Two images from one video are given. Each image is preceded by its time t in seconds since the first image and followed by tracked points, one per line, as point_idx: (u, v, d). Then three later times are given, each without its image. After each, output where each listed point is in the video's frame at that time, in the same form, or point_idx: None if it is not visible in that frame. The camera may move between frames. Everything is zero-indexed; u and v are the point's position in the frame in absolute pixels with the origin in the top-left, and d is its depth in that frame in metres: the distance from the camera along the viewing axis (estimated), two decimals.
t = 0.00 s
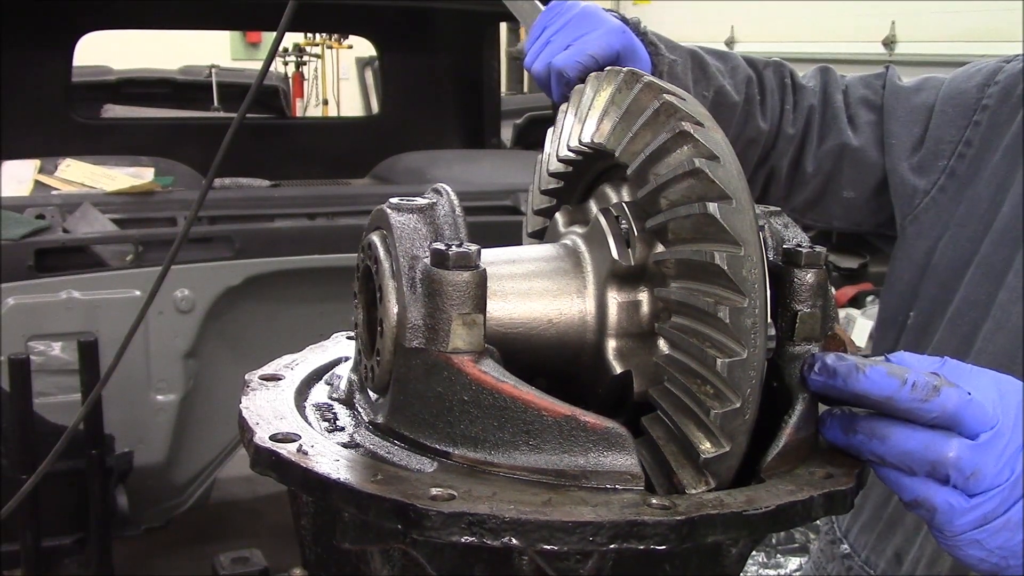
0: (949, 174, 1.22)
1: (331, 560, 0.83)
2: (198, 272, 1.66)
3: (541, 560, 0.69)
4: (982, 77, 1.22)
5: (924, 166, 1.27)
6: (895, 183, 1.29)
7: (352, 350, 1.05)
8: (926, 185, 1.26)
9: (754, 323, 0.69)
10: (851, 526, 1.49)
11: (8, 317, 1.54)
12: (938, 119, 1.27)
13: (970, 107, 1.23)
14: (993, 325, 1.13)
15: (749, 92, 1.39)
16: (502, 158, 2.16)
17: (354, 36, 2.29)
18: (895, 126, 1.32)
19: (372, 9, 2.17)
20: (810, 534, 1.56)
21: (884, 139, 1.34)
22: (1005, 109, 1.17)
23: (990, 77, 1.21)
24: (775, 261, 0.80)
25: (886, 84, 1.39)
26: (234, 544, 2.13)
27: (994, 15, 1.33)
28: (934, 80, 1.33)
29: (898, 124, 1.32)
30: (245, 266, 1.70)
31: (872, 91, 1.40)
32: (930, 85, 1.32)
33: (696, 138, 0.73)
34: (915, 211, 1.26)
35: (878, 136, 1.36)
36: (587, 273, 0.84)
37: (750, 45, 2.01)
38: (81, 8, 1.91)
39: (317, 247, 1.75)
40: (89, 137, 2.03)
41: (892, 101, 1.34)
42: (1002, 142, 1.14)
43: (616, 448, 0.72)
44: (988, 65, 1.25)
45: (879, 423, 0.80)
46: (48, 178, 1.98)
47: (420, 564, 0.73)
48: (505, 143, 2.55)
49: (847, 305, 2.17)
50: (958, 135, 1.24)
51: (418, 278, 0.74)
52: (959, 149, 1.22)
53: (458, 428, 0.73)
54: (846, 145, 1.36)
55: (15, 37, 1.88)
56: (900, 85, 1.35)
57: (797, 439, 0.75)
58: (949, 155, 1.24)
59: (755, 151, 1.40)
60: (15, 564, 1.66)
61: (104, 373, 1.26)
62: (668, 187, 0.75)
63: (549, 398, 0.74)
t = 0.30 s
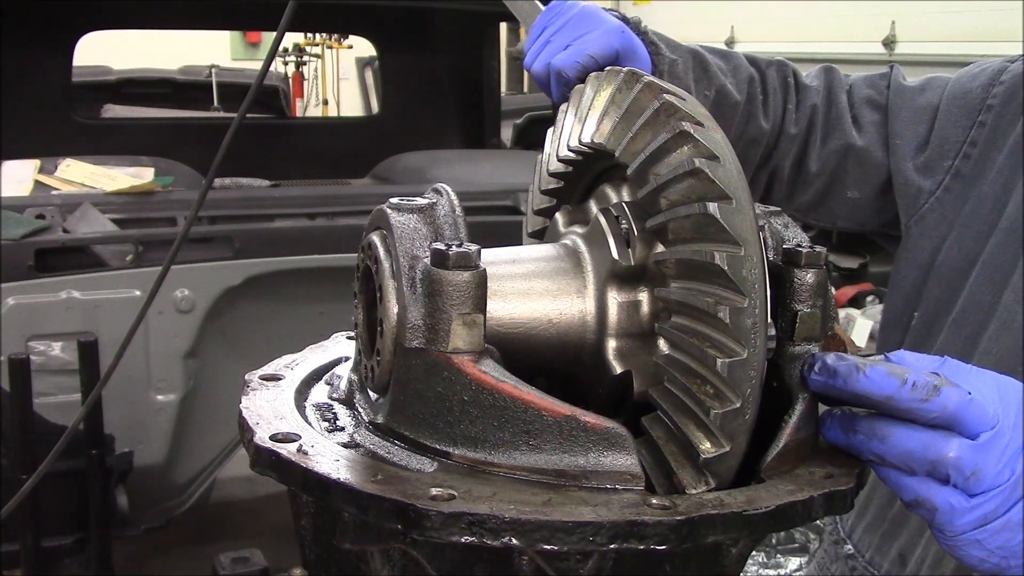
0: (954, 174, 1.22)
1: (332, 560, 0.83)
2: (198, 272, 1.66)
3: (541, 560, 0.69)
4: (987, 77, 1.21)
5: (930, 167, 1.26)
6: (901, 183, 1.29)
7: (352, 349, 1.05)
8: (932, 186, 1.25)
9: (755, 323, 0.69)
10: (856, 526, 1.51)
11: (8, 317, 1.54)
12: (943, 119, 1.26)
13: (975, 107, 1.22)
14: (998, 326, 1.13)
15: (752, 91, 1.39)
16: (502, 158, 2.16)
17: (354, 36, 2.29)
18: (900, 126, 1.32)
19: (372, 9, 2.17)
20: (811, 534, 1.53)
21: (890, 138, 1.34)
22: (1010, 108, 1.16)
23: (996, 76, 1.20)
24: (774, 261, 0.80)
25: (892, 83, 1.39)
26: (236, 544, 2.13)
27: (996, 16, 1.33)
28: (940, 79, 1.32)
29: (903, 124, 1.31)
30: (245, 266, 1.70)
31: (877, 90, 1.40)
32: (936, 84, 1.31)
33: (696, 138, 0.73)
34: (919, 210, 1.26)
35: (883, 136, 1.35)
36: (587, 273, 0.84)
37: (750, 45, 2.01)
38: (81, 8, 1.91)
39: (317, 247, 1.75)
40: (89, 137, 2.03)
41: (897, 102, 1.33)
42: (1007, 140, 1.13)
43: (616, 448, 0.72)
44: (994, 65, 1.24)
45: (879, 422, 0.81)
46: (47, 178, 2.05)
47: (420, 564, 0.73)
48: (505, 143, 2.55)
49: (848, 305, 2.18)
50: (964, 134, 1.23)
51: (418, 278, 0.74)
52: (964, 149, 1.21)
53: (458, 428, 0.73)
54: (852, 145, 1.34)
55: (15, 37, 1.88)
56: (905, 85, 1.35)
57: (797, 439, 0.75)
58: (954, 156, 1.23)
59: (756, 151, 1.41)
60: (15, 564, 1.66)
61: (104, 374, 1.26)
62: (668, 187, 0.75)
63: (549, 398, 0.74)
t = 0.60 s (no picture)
0: (957, 174, 1.21)
1: (332, 560, 0.83)
2: (198, 272, 1.66)
3: (541, 560, 0.69)
4: (992, 76, 1.20)
5: (934, 167, 1.26)
6: (904, 182, 1.28)
7: (352, 349, 1.05)
8: (936, 186, 1.24)
9: (755, 323, 0.69)
10: (859, 526, 1.52)
11: (8, 317, 1.54)
12: (949, 118, 1.25)
13: (979, 107, 1.21)
14: (1001, 327, 1.14)
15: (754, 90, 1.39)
16: (502, 158, 2.16)
17: (354, 36, 2.29)
18: (903, 126, 1.31)
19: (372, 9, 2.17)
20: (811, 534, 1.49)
21: (894, 138, 1.33)
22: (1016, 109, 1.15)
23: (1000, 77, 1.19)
24: (774, 261, 0.80)
25: (896, 83, 1.38)
26: (237, 544, 2.13)
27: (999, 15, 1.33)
28: (944, 79, 1.30)
29: (907, 124, 1.30)
30: (246, 267, 1.70)
31: (881, 90, 1.39)
32: (940, 84, 1.30)
33: (696, 138, 0.73)
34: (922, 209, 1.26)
35: (887, 135, 1.34)
36: (587, 273, 0.84)
37: (750, 45, 2.00)
38: (81, 8, 1.91)
39: (317, 247, 1.75)
40: (89, 137, 2.03)
41: (901, 102, 1.33)
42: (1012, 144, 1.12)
43: (615, 448, 0.72)
44: (999, 65, 1.22)
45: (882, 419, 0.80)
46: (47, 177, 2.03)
47: (420, 564, 0.73)
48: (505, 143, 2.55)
49: (848, 305, 2.18)
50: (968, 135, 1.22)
51: (417, 278, 0.74)
52: (970, 149, 1.20)
53: (458, 429, 0.73)
54: (855, 145, 1.34)
55: (15, 37, 1.88)
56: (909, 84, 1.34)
57: (797, 440, 0.75)
58: (959, 156, 1.22)
59: (757, 150, 1.41)
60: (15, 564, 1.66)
61: (104, 374, 1.26)
62: (668, 187, 0.75)
63: (549, 398, 0.74)
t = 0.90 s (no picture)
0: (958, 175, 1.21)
1: (332, 560, 0.84)
2: (198, 272, 1.66)
3: (541, 560, 0.69)
4: (993, 77, 1.15)
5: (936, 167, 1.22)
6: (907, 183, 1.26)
7: (352, 349, 1.05)
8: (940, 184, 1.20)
9: (754, 324, 0.69)
10: (863, 525, 1.42)
11: (8, 317, 1.54)
12: (950, 119, 1.21)
13: (980, 107, 1.17)
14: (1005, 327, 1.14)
15: (755, 89, 1.40)
16: (503, 158, 2.16)
17: (354, 36, 2.29)
18: (906, 126, 1.29)
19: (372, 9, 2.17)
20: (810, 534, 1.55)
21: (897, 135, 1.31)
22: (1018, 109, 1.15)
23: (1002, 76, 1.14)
24: (774, 261, 0.79)
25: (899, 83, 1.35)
26: (237, 544, 2.13)
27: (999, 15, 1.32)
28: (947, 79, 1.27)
29: (909, 122, 1.28)
30: (246, 267, 1.70)
31: (884, 90, 1.37)
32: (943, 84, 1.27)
33: (695, 138, 0.73)
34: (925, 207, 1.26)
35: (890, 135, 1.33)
36: (587, 273, 0.84)
37: (751, 45, 2.00)
38: (81, 8, 1.92)
39: (317, 247, 1.75)
40: (89, 137, 2.03)
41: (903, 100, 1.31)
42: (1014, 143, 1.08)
43: (616, 448, 0.72)
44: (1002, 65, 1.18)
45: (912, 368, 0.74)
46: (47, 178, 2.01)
47: (420, 565, 0.73)
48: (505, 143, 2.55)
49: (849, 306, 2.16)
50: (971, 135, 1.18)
51: (418, 279, 0.74)
52: (972, 148, 1.16)
53: (458, 429, 0.73)
54: (858, 144, 1.33)
55: (16, 37, 1.88)
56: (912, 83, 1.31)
57: (797, 440, 0.75)
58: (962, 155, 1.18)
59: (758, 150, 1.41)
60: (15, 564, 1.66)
61: (104, 373, 1.26)
62: (668, 187, 0.75)
63: (549, 398, 0.74)
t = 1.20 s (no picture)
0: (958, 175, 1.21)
1: (332, 560, 0.84)
2: (198, 272, 1.66)
3: (541, 560, 0.69)
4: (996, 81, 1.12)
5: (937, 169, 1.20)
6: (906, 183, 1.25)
7: (352, 350, 1.05)
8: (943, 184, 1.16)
9: (754, 324, 0.69)
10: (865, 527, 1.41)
11: (9, 316, 1.54)
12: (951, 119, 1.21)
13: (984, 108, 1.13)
14: (1009, 327, 1.13)
15: (756, 91, 1.38)
16: (503, 157, 2.16)
17: (354, 36, 2.29)
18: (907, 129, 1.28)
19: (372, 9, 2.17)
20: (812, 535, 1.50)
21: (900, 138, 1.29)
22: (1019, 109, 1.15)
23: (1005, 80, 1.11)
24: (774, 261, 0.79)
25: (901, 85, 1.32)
26: (238, 544, 2.13)
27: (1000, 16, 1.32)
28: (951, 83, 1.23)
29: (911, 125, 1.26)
30: (246, 267, 1.70)
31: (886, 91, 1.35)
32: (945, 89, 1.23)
33: (695, 138, 0.72)
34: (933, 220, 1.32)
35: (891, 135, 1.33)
36: (587, 273, 0.84)
37: (751, 45, 2.00)
38: (81, 9, 1.92)
39: (317, 247, 1.76)
40: (90, 137, 2.03)
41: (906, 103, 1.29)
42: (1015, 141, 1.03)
43: (616, 448, 0.72)
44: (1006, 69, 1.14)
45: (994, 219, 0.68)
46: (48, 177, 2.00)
47: (421, 565, 0.73)
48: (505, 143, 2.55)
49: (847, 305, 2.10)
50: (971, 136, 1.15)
51: (418, 279, 0.74)
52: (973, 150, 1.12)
53: (458, 428, 0.73)
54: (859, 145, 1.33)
55: (15, 36, 1.88)
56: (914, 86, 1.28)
57: (797, 439, 0.75)
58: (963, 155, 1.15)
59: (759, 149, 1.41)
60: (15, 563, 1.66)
61: (104, 373, 1.26)
62: (668, 187, 0.75)
63: (549, 398, 0.74)
